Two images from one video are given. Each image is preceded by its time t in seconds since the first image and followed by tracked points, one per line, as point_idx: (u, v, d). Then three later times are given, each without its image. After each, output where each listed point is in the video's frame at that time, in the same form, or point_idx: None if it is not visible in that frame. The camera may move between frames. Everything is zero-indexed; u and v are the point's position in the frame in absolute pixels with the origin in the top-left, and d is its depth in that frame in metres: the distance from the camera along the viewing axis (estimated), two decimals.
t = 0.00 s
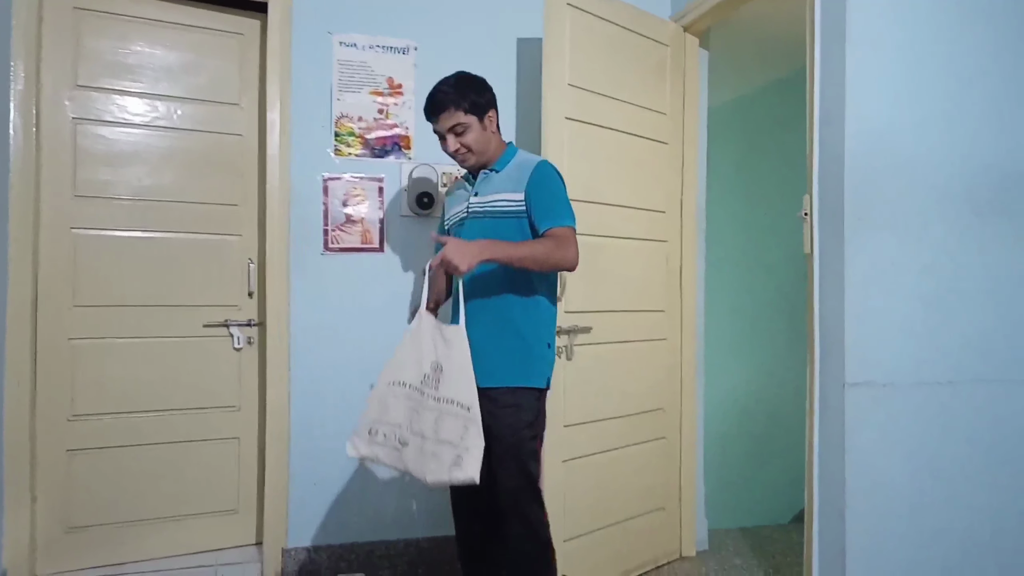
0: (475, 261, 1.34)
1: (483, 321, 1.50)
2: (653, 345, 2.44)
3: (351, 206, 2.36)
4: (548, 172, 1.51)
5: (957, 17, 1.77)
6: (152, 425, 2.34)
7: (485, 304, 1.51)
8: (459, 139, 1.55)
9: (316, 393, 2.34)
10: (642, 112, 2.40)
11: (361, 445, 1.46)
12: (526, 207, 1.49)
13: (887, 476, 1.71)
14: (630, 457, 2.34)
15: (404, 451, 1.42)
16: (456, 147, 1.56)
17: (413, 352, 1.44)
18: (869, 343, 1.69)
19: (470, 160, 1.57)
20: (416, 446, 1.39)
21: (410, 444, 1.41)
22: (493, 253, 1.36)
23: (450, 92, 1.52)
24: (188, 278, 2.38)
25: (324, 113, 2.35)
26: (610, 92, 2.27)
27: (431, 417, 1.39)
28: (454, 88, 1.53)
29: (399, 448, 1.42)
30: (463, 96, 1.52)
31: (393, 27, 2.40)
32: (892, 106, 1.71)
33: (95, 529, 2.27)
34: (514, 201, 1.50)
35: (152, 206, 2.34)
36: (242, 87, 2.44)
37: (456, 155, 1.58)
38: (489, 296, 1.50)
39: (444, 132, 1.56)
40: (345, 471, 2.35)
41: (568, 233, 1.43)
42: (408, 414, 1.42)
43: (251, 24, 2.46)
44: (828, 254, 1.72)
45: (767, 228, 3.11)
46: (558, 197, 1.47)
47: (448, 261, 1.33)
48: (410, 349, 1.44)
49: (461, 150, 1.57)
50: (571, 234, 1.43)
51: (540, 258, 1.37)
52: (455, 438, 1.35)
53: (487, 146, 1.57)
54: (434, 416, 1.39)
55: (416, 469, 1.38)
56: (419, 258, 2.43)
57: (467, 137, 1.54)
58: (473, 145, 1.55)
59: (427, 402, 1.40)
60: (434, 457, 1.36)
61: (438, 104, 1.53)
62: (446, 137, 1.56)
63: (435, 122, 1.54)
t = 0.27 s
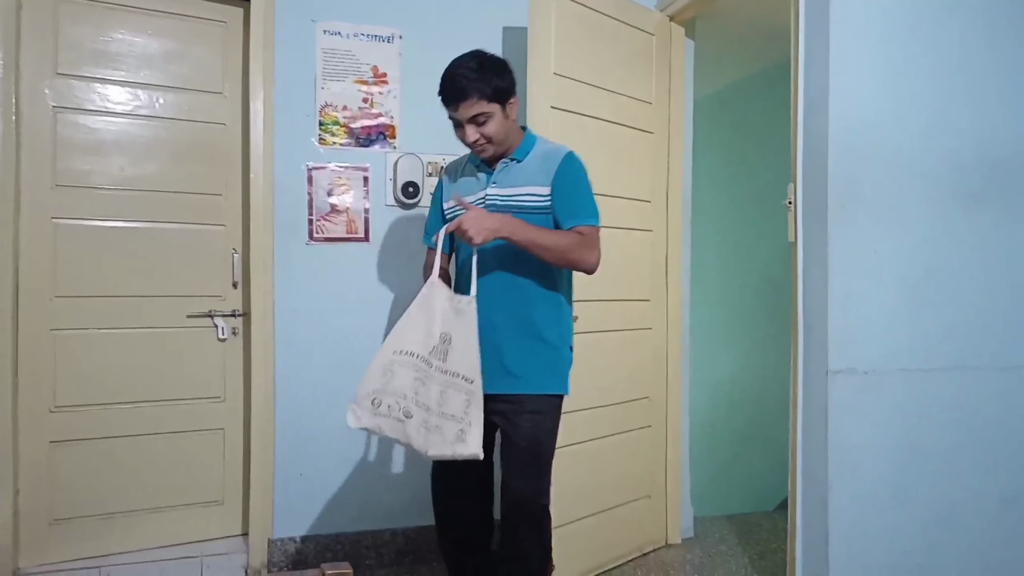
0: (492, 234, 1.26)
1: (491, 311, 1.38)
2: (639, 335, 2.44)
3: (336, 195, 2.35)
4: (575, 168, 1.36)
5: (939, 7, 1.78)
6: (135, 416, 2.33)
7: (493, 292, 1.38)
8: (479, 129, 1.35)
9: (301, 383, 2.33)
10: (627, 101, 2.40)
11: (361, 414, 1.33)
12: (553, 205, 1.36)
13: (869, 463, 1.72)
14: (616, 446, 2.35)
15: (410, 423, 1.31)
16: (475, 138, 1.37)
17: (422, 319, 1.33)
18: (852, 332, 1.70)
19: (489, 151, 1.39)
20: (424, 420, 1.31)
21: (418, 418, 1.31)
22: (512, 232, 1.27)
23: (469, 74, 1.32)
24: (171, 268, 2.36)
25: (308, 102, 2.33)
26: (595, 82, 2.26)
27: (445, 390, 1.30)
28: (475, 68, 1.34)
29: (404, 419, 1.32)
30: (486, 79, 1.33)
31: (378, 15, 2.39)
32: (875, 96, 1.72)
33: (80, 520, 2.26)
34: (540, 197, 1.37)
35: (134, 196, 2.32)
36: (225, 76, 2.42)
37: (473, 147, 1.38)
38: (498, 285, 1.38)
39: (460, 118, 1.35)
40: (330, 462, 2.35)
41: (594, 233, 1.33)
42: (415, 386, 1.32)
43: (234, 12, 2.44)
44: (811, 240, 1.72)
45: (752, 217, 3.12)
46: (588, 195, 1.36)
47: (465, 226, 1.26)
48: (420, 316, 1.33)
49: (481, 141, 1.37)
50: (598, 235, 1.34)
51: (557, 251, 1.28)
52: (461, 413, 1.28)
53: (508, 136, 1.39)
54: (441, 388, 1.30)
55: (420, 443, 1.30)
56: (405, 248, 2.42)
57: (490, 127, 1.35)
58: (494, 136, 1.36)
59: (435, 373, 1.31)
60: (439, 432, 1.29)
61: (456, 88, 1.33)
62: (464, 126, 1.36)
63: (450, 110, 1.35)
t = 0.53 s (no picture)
0: (528, 195, 1.16)
1: (512, 289, 1.26)
2: (628, 324, 2.43)
3: (322, 186, 2.32)
4: (614, 145, 1.26)
5: None
6: (122, 410, 2.31)
7: (515, 268, 1.26)
8: (507, 99, 1.21)
9: (289, 376, 2.31)
10: (615, 89, 2.38)
11: (382, 389, 1.23)
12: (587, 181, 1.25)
13: (856, 451, 1.72)
14: (605, 436, 2.34)
15: (434, 400, 1.21)
16: (502, 110, 1.22)
17: (447, 287, 1.23)
18: (839, 319, 1.70)
19: (515, 125, 1.25)
20: (449, 397, 1.20)
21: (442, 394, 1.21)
22: (550, 198, 1.16)
23: (500, 38, 1.19)
24: (156, 261, 2.34)
25: (292, 92, 2.31)
26: (582, 69, 2.24)
27: (472, 364, 1.20)
28: (506, 32, 1.20)
29: (427, 396, 1.21)
30: (518, 44, 1.20)
31: (362, 3, 2.36)
32: (861, 82, 1.71)
33: (66, 516, 2.25)
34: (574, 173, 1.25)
35: (117, 188, 2.29)
36: (209, 65, 2.39)
37: (498, 120, 1.24)
38: (524, 263, 1.26)
39: (488, 88, 1.21)
40: (319, 454, 2.33)
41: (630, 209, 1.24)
42: (439, 359, 1.22)
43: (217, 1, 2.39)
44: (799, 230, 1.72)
45: (741, 205, 3.11)
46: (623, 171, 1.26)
47: (499, 181, 1.17)
48: (443, 283, 1.23)
49: (509, 114, 1.23)
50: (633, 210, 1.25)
51: (592, 224, 1.18)
52: (489, 388, 1.19)
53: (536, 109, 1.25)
54: (468, 361, 1.20)
55: (445, 421, 1.19)
56: (392, 239, 2.39)
57: (520, 97, 1.22)
58: (524, 108, 1.23)
59: (461, 346, 1.21)
60: (466, 410, 1.19)
61: (486, 52, 1.19)
62: (493, 96, 1.21)
63: (482, 75, 1.20)
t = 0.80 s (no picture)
0: (550, 164, 1.01)
1: (534, 274, 1.08)
2: (611, 319, 2.44)
3: (302, 182, 2.31)
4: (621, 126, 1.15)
5: None
6: (101, 411, 2.29)
7: (535, 252, 1.09)
8: (513, 80, 1.07)
9: (272, 374, 2.30)
10: (596, 85, 2.38)
11: (392, 385, 1.00)
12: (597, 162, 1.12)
13: (837, 442, 1.73)
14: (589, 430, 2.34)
15: (451, 396, 1.02)
16: (507, 94, 1.08)
17: (463, 263, 1.04)
18: (819, 311, 1.71)
19: (520, 110, 1.10)
20: (468, 391, 1.02)
21: (459, 388, 1.02)
22: (573, 169, 1.03)
23: (507, 11, 1.04)
24: (136, 259, 2.32)
25: (271, 88, 2.29)
26: (562, 64, 2.24)
27: (490, 353, 1.04)
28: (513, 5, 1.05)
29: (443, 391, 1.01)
30: (526, 19, 1.06)
31: None
32: (840, 75, 1.71)
33: (46, 517, 2.23)
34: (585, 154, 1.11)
35: (95, 186, 2.27)
36: (186, 62, 2.36)
37: (501, 105, 1.09)
38: (545, 249, 1.09)
39: (492, 68, 1.06)
40: (301, 452, 2.32)
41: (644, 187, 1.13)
42: (454, 347, 1.03)
43: None
44: (779, 223, 1.73)
45: (723, 200, 3.12)
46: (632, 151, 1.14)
47: (519, 148, 1.01)
48: (458, 259, 1.04)
49: (515, 98, 1.08)
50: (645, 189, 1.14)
51: (616, 199, 1.06)
52: (507, 382, 1.04)
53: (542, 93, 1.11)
54: (484, 351, 1.04)
55: (462, 420, 1.02)
56: (374, 236, 2.38)
57: (527, 78, 1.07)
58: (530, 90, 1.08)
59: (478, 332, 1.04)
60: (484, 407, 1.02)
61: (491, 26, 1.04)
62: (497, 78, 1.07)
63: (485, 53, 1.05)
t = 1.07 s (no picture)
0: (577, 134, 0.92)
1: (565, 253, 0.99)
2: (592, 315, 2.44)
3: (284, 177, 2.29)
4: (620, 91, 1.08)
5: None
6: (79, 406, 2.26)
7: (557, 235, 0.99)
8: (521, 49, 0.96)
9: (253, 369, 2.29)
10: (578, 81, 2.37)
11: (459, 395, 0.88)
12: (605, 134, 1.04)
13: (816, 439, 1.74)
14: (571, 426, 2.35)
15: (518, 401, 0.89)
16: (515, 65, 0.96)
17: (510, 247, 0.91)
18: (800, 308, 1.72)
19: (525, 83, 0.99)
20: (534, 392, 0.90)
21: (523, 389, 0.90)
22: (599, 138, 0.94)
23: None
24: (114, 253, 2.30)
25: (252, 81, 2.27)
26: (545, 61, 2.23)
27: (550, 345, 0.91)
28: None
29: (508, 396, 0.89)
30: None
31: None
32: (821, 74, 1.72)
33: (23, 514, 2.21)
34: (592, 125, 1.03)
35: (73, 179, 2.25)
36: (166, 54, 2.34)
37: (504, 78, 0.98)
38: (573, 225, 1.01)
39: (497, 37, 0.94)
40: (282, 448, 2.31)
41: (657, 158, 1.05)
42: (513, 344, 0.90)
43: None
44: (761, 222, 1.75)
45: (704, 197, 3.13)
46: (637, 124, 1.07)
47: (543, 117, 0.92)
48: (502, 244, 0.91)
49: (523, 70, 0.97)
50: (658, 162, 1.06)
51: (638, 169, 0.98)
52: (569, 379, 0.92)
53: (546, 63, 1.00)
54: (543, 345, 0.91)
55: (533, 426, 0.89)
56: (356, 231, 2.37)
57: (535, 47, 0.96)
58: (538, 61, 0.98)
59: (533, 326, 0.91)
60: (552, 410, 0.90)
61: None
62: (503, 47, 0.95)
63: (491, 20, 0.93)
